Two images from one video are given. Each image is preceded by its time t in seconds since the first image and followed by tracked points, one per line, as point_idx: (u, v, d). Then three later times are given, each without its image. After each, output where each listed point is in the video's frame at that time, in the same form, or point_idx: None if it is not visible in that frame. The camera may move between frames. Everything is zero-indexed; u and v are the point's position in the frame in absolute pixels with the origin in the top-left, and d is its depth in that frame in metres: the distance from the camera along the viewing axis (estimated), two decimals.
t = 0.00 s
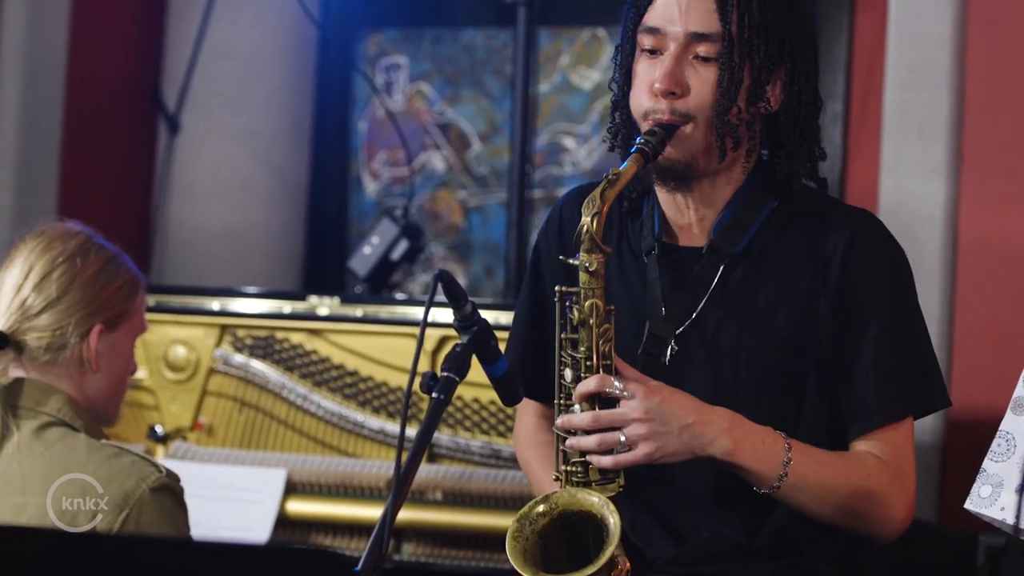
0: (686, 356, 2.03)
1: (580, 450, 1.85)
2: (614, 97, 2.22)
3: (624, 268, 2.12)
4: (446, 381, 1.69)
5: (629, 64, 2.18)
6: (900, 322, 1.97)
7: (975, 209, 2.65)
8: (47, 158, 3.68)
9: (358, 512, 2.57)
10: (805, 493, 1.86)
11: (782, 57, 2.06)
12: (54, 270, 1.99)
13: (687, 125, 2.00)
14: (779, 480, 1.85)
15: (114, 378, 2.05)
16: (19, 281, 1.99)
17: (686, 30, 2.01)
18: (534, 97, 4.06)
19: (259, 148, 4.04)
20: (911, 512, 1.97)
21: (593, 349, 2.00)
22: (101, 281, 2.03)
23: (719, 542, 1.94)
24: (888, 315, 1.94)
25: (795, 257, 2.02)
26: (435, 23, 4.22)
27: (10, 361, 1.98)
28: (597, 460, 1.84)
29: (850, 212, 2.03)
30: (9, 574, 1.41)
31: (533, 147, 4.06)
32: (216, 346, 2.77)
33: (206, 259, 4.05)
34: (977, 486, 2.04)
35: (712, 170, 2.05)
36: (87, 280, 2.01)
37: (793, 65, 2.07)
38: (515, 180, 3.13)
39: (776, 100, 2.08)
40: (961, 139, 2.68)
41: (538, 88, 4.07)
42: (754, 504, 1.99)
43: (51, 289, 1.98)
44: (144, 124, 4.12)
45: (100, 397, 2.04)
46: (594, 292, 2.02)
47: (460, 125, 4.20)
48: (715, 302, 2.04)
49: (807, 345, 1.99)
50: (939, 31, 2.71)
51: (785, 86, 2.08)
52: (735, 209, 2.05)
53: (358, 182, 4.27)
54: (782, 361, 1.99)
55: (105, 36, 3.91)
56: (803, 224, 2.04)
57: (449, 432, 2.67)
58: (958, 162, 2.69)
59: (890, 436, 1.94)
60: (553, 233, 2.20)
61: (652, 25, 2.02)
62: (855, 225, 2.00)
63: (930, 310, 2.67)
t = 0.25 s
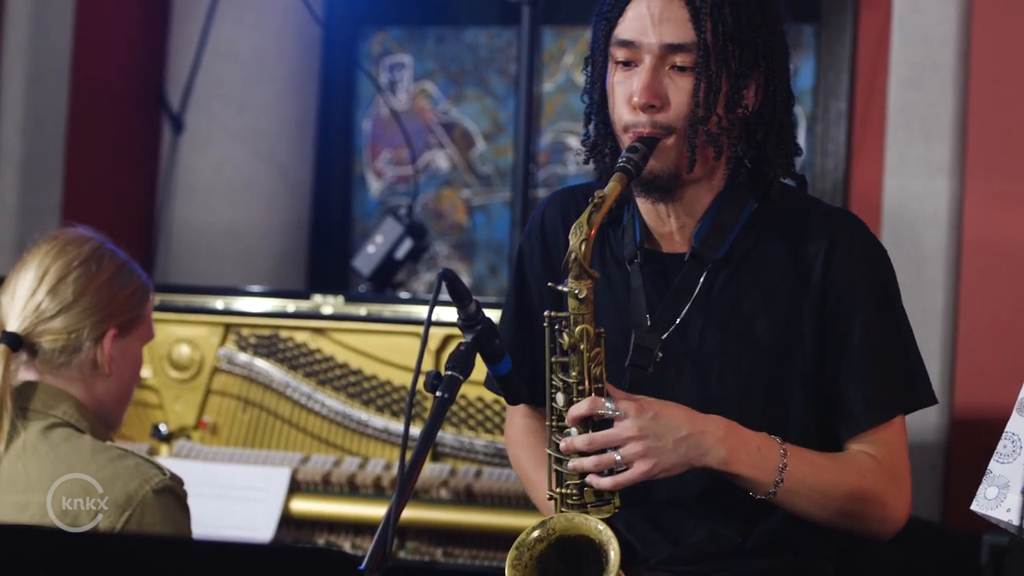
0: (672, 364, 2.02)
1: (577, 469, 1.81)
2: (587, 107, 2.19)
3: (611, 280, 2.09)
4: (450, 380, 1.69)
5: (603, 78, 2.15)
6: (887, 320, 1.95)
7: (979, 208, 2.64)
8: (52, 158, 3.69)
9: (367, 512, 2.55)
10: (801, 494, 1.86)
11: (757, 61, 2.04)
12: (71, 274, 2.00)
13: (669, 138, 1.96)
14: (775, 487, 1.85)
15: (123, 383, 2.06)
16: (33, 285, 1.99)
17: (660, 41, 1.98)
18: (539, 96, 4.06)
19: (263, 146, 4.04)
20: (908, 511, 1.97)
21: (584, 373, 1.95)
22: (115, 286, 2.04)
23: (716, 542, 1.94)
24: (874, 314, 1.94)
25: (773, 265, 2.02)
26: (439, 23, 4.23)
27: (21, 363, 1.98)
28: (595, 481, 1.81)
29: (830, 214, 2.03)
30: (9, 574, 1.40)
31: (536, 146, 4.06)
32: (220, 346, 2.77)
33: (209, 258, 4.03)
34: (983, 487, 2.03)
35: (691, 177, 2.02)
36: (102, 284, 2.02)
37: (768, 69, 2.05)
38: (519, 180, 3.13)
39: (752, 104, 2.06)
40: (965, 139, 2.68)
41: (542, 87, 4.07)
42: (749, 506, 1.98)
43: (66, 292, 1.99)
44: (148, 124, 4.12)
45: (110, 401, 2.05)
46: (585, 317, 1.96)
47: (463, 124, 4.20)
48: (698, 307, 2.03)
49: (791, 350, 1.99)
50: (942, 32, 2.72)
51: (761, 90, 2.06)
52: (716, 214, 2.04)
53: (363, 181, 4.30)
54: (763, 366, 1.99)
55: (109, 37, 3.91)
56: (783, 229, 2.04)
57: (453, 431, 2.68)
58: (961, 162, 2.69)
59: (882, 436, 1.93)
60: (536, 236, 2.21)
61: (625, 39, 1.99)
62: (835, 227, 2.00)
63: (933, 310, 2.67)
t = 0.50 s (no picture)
0: (652, 368, 2.01)
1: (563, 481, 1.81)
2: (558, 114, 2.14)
3: (594, 283, 2.09)
4: (453, 379, 1.71)
5: (576, 86, 2.10)
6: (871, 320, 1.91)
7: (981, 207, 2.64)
8: (55, 157, 3.69)
9: (365, 510, 2.55)
10: (788, 498, 1.83)
11: (732, 62, 1.97)
12: (92, 273, 2.01)
13: (649, 145, 1.92)
14: (763, 491, 1.83)
15: (127, 382, 2.10)
16: (50, 286, 1.99)
17: (635, 48, 1.92)
18: (541, 96, 4.06)
19: (264, 145, 4.04)
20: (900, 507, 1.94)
21: (567, 386, 1.93)
22: (130, 288, 2.06)
23: (712, 540, 1.94)
24: (858, 314, 1.90)
25: (756, 269, 1.99)
26: (441, 23, 4.22)
27: (37, 357, 2.01)
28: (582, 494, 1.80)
29: (813, 216, 2.00)
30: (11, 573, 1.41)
31: (539, 146, 4.07)
32: (223, 345, 2.78)
33: (212, 256, 4.01)
34: (985, 487, 2.01)
35: (665, 182, 1.97)
36: (120, 285, 2.04)
37: (744, 69, 1.97)
38: (522, 180, 3.13)
39: (725, 107, 2.00)
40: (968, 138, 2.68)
41: (544, 87, 4.07)
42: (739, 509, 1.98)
43: (87, 292, 2.00)
44: (150, 124, 4.13)
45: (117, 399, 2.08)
46: (565, 330, 1.93)
47: (466, 124, 4.20)
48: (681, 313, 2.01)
49: (776, 356, 1.97)
50: (944, 32, 2.72)
51: (734, 91, 1.99)
52: (697, 218, 2.02)
53: (365, 181, 4.31)
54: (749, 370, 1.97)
55: (112, 37, 3.91)
56: (768, 231, 2.02)
57: (456, 430, 2.69)
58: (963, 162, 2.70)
59: (871, 435, 1.89)
60: (520, 244, 2.20)
61: (600, 47, 1.93)
62: (816, 231, 1.97)
63: (934, 311, 2.69)
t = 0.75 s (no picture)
0: (652, 377, 2.02)
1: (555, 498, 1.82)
2: (553, 125, 2.15)
3: (594, 286, 2.11)
4: (454, 377, 1.70)
5: (568, 100, 2.10)
6: (874, 329, 1.93)
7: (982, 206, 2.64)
8: (56, 157, 3.69)
9: (368, 510, 2.54)
10: (781, 509, 1.86)
11: (722, 77, 1.97)
12: (78, 271, 2.01)
13: (633, 158, 1.92)
14: (756, 503, 1.85)
15: (130, 380, 2.07)
16: (38, 283, 2.00)
17: (622, 61, 1.92)
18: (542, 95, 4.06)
19: (265, 144, 4.05)
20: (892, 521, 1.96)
21: (560, 404, 1.94)
22: (121, 283, 2.06)
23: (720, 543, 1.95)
24: (860, 323, 1.92)
25: (756, 279, 2.01)
26: (442, 21, 4.22)
27: (28, 360, 2.00)
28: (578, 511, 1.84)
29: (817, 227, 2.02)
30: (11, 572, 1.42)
31: (540, 146, 4.07)
32: (224, 344, 2.78)
33: (213, 257, 4.03)
34: (985, 486, 2.01)
35: (653, 195, 1.98)
36: (108, 280, 2.04)
37: (735, 83, 1.98)
38: (523, 179, 3.13)
39: (715, 122, 2.00)
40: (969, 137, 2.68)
41: (546, 85, 4.07)
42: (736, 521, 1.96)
43: (72, 289, 2.00)
44: (151, 123, 4.13)
45: (116, 398, 2.06)
46: (557, 348, 1.94)
47: (467, 123, 4.20)
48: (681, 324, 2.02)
49: (777, 366, 1.99)
50: (945, 31, 2.72)
51: (725, 106, 1.99)
52: (694, 230, 2.03)
53: (367, 181, 4.31)
54: (748, 381, 1.99)
55: (113, 36, 3.91)
56: (767, 245, 2.03)
57: (457, 429, 2.69)
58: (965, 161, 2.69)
59: (868, 445, 1.91)
60: (519, 249, 2.21)
61: (588, 59, 1.94)
62: (819, 243, 1.99)
63: (935, 311, 2.69)
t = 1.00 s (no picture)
0: (659, 371, 2.02)
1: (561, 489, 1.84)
2: (564, 119, 2.14)
3: (605, 285, 2.10)
4: (457, 376, 1.68)
5: (580, 91, 2.10)
6: (884, 325, 1.92)
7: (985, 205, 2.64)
8: (58, 156, 3.69)
9: (370, 509, 2.55)
10: (789, 504, 1.86)
11: (734, 70, 1.97)
12: (78, 268, 2.01)
13: (649, 151, 1.92)
14: (764, 497, 1.85)
15: (132, 378, 2.07)
16: (39, 282, 2.00)
17: (635, 54, 1.92)
18: (545, 93, 4.08)
19: (269, 143, 4.05)
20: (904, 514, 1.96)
21: (566, 395, 1.95)
22: (123, 281, 2.05)
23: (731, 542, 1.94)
24: (870, 320, 1.91)
25: (766, 272, 2.00)
26: (444, 20, 4.22)
27: (29, 358, 2.00)
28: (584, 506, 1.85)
29: (827, 220, 2.01)
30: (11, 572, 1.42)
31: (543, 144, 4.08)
32: (227, 343, 2.78)
33: (216, 257, 4.03)
34: (986, 484, 2.00)
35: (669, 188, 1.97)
36: (109, 278, 2.03)
37: (747, 75, 1.97)
38: (525, 178, 3.12)
39: (728, 115, 1.99)
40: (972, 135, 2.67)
41: (549, 84, 4.08)
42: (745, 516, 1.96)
43: (73, 287, 2.00)
44: (154, 122, 4.13)
45: (117, 396, 2.06)
46: (564, 339, 1.95)
47: (470, 122, 4.20)
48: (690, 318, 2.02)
49: (785, 362, 1.98)
50: (948, 30, 2.72)
51: (738, 99, 1.98)
52: (703, 225, 2.02)
53: (369, 179, 4.31)
54: (756, 377, 1.98)
55: (115, 35, 3.92)
56: (775, 238, 2.02)
57: (459, 428, 2.68)
58: (968, 159, 2.69)
59: (878, 443, 1.91)
60: (529, 245, 2.21)
61: (600, 52, 1.94)
62: (830, 237, 1.98)
63: (938, 309, 2.68)
